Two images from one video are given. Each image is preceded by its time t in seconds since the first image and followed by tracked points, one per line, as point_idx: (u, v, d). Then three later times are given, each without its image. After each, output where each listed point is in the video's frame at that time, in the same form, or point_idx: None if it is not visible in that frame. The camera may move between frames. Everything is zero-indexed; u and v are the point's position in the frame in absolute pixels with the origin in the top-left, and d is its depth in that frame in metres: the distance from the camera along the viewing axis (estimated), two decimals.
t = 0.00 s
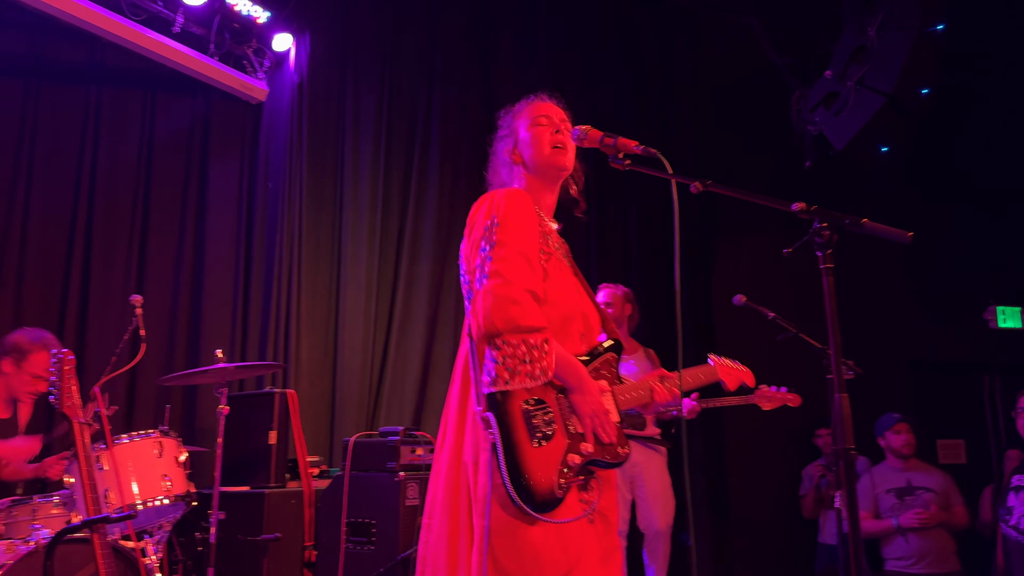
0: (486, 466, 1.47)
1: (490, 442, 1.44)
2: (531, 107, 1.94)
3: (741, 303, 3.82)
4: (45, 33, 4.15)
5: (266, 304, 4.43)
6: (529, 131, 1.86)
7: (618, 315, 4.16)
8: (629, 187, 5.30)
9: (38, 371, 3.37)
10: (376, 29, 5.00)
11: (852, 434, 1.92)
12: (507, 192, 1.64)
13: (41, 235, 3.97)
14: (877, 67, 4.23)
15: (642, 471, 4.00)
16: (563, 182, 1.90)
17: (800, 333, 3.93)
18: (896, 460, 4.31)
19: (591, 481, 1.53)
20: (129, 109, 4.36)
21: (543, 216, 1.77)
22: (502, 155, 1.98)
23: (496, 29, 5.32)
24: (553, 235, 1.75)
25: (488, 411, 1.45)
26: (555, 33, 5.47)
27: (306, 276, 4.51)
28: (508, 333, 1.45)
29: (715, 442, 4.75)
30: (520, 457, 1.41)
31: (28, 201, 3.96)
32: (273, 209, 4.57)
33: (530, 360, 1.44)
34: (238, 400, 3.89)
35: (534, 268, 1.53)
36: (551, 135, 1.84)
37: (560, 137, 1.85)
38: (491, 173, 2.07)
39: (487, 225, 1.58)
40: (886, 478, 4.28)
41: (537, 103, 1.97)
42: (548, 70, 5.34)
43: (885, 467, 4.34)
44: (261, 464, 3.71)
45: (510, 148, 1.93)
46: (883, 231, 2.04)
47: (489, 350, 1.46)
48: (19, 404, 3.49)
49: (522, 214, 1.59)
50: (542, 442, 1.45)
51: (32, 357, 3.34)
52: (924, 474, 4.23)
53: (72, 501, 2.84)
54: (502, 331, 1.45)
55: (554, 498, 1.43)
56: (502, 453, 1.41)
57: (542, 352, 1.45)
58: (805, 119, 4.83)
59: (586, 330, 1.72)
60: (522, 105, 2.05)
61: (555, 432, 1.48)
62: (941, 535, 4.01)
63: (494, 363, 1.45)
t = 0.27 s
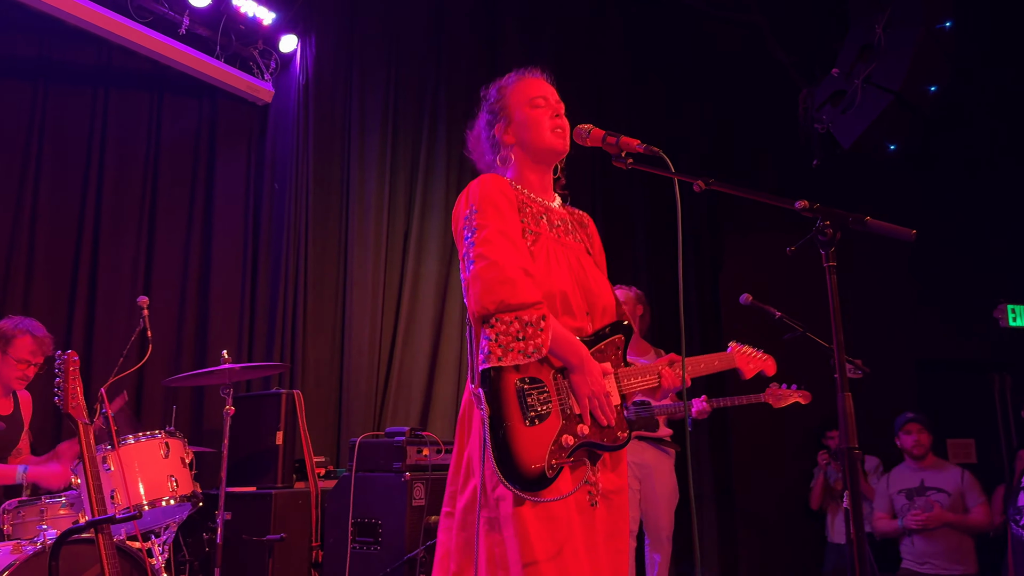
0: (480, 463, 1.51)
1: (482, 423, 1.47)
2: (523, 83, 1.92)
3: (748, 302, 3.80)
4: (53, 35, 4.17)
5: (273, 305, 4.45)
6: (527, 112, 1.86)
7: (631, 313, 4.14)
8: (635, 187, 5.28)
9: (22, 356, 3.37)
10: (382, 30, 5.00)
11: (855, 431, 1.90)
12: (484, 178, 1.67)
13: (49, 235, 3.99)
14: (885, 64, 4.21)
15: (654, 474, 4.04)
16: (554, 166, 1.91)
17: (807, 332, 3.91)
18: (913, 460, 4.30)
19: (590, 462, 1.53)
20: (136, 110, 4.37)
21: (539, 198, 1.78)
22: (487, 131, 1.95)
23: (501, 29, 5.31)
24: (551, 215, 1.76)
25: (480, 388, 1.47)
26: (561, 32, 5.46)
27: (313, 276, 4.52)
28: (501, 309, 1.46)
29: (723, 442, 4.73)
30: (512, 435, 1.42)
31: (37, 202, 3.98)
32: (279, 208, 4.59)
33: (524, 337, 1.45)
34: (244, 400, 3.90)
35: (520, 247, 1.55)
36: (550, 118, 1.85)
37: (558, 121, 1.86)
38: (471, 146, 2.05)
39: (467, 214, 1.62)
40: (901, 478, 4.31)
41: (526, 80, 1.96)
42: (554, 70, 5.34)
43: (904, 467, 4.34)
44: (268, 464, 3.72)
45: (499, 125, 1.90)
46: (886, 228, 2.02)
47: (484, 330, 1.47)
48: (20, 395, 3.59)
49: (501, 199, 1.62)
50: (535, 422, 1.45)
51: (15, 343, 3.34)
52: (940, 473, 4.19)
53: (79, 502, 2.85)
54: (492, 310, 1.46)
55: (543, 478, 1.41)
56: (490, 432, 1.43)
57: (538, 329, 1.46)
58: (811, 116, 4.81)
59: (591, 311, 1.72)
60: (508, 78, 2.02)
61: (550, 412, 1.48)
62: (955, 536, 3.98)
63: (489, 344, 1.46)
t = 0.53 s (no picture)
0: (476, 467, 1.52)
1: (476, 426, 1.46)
2: (531, 74, 1.91)
3: (753, 302, 3.79)
4: (59, 39, 4.19)
5: (279, 306, 4.48)
6: (545, 104, 1.86)
7: (647, 318, 4.17)
8: (640, 187, 5.28)
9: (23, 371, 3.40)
10: (387, 31, 5.00)
11: (858, 431, 1.90)
12: (479, 170, 1.67)
13: (56, 237, 4.00)
14: (891, 63, 4.19)
15: (667, 473, 4.06)
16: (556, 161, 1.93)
17: (813, 332, 3.89)
18: (922, 461, 4.30)
19: (591, 461, 1.52)
20: (142, 112, 4.39)
21: (535, 191, 1.78)
22: (488, 110, 1.91)
23: (506, 29, 5.31)
24: (546, 209, 1.76)
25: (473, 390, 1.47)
26: (565, 32, 5.46)
27: (318, 277, 4.52)
28: (493, 304, 1.45)
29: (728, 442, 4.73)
30: (508, 437, 1.41)
31: (43, 204, 4.00)
32: (286, 209, 4.66)
33: (517, 331, 1.44)
34: (250, 401, 3.90)
35: (513, 241, 1.54)
36: (563, 115, 1.88)
37: (569, 118, 1.89)
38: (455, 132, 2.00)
39: (459, 209, 1.62)
40: (910, 477, 4.33)
41: (533, 69, 1.95)
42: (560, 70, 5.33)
43: (914, 466, 4.34)
44: (274, 464, 3.73)
45: (507, 109, 1.87)
46: (889, 228, 2.01)
47: (476, 326, 1.47)
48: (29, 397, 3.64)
49: (495, 192, 1.62)
50: (533, 422, 1.44)
51: (18, 357, 3.38)
52: (945, 474, 4.17)
53: (86, 503, 2.86)
54: (485, 304, 1.45)
55: (543, 480, 1.40)
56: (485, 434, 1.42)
57: (531, 322, 1.45)
58: (817, 116, 4.80)
59: (587, 303, 1.72)
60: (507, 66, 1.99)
61: (548, 410, 1.47)
62: (957, 539, 3.97)
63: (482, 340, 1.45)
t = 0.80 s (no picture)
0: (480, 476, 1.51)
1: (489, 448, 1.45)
2: (542, 88, 1.95)
3: (758, 303, 3.78)
4: (64, 42, 4.22)
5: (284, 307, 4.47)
6: (556, 117, 1.89)
7: (659, 323, 4.19)
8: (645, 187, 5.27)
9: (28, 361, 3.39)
10: (391, 31, 5.01)
11: (865, 433, 1.90)
12: (509, 178, 1.63)
13: (61, 240, 4.03)
14: (895, 63, 4.18)
15: (676, 474, 4.05)
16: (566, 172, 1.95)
17: (819, 332, 3.88)
18: (926, 461, 4.28)
19: (605, 478, 1.53)
20: (147, 114, 4.41)
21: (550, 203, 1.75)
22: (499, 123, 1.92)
23: (510, 29, 5.31)
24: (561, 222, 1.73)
25: (484, 409, 1.45)
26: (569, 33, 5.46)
27: (323, 279, 4.52)
28: (501, 324, 1.43)
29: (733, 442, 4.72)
30: (521, 459, 1.41)
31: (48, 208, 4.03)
32: (290, 210, 4.64)
33: (525, 353, 1.42)
34: (255, 403, 3.91)
35: (534, 258, 1.51)
36: (576, 127, 1.90)
37: (581, 130, 1.92)
38: (468, 149, 2.03)
39: (488, 212, 1.57)
40: (911, 476, 4.31)
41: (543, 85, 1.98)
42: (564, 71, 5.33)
43: (917, 465, 4.32)
44: (280, 465, 3.74)
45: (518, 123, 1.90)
46: (894, 229, 2.01)
47: (483, 343, 1.45)
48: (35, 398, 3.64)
49: (522, 202, 1.58)
50: (545, 442, 1.45)
51: (22, 348, 3.35)
52: (946, 476, 4.16)
53: (91, 504, 2.86)
54: (495, 324, 1.44)
55: (558, 500, 1.41)
56: (497, 455, 1.41)
57: (539, 344, 1.43)
58: (822, 116, 4.79)
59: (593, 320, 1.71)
60: (518, 83, 2.03)
61: (559, 430, 1.48)
62: (954, 541, 3.97)
63: (488, 358, 1.44)
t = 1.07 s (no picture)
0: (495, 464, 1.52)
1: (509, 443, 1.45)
2: (548, 91, 1.95)
3: (760, 304, 3.79)
4: (67, 43, 4.23)
5: (288, 307, 4.44)
6: (555, 121, 1.88)
7: (664, 323, 4.22)
8: (647, 189, 5.28)
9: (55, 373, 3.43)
10: (394, 34, 5.02)
11: (870, 434, 1.90)
12: (523, 182, 1.65)
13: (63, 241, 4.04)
14: (898, 65, 4.18)
15: (678, 475, 4.09)
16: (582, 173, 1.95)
17: (821, 334, 3.88)
18: (923, 462, 4.26)
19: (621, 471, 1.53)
20: (150, 115, 4.41)
21: (565, 204, 1.79)
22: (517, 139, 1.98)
23: (513, 31, 5.31)
24: (577, 223, 1.76)
25: (506, 405, 1.46)
26: (572, 35, 5.47)
27: (326, 281, 4.52)
28: (523, 323, 1.45)
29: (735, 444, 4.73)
30: (540, 452, 1.42)
31: (51, 209, 4.03)
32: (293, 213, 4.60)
33: (547, 350, 1.43)
34: (259, 404, 3.91)
35: (552, 258, 1.53)
36: (578, 127, 1.89)
37: (586, 129, 1.90)
38: (498, 158, 2.10)
39: (503, 216, 1.59)
40: (907, 478, 4.29)
41: (552, 86, 1.97)
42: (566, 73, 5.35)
43: (913, 466, 4.31)
44: (283, 466, 3.74)
45: (527, 133, 1.94)
46: (898, 230, 2.01)
47: (506, 341, 1.47)
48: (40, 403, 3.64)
49: (538, 204, 1.60)
50: (563, 435, 1.45)
51: (53, 360, 3.40)
52: (944, 479, 4.17)
53: (96, 505, 2.86)
54: (519, 321, 1.46)
55: (575, 491, 1.43)
56: (518, 449, 1.42)
57: (560, 340, 1.43)
58: (824, 117, 4.79)
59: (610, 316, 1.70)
60: (533, 85, 2.05)
61: (577, 423, 1.48)
62: (952, 544, 3.99)
63: (512, 357, 1.46)
